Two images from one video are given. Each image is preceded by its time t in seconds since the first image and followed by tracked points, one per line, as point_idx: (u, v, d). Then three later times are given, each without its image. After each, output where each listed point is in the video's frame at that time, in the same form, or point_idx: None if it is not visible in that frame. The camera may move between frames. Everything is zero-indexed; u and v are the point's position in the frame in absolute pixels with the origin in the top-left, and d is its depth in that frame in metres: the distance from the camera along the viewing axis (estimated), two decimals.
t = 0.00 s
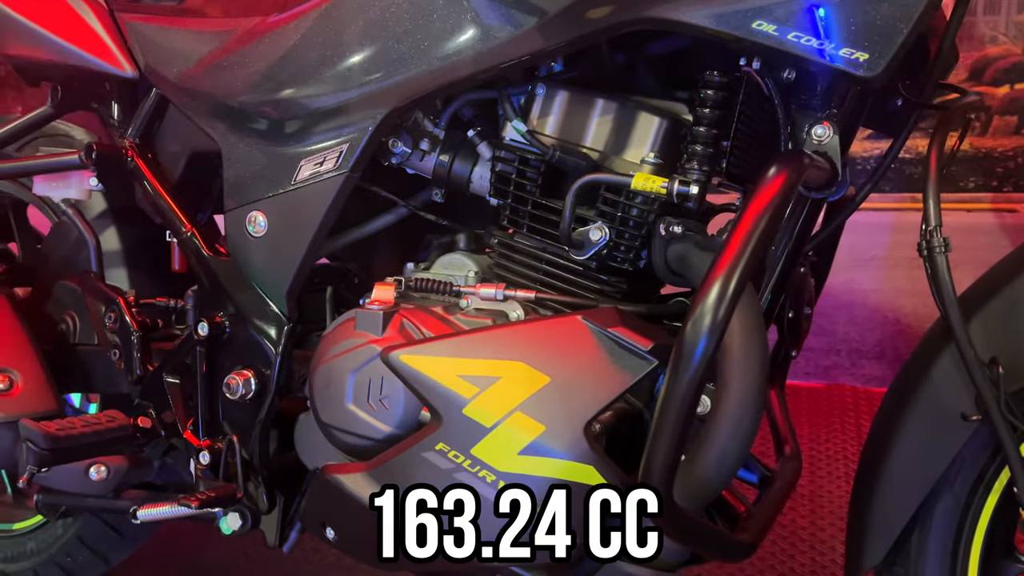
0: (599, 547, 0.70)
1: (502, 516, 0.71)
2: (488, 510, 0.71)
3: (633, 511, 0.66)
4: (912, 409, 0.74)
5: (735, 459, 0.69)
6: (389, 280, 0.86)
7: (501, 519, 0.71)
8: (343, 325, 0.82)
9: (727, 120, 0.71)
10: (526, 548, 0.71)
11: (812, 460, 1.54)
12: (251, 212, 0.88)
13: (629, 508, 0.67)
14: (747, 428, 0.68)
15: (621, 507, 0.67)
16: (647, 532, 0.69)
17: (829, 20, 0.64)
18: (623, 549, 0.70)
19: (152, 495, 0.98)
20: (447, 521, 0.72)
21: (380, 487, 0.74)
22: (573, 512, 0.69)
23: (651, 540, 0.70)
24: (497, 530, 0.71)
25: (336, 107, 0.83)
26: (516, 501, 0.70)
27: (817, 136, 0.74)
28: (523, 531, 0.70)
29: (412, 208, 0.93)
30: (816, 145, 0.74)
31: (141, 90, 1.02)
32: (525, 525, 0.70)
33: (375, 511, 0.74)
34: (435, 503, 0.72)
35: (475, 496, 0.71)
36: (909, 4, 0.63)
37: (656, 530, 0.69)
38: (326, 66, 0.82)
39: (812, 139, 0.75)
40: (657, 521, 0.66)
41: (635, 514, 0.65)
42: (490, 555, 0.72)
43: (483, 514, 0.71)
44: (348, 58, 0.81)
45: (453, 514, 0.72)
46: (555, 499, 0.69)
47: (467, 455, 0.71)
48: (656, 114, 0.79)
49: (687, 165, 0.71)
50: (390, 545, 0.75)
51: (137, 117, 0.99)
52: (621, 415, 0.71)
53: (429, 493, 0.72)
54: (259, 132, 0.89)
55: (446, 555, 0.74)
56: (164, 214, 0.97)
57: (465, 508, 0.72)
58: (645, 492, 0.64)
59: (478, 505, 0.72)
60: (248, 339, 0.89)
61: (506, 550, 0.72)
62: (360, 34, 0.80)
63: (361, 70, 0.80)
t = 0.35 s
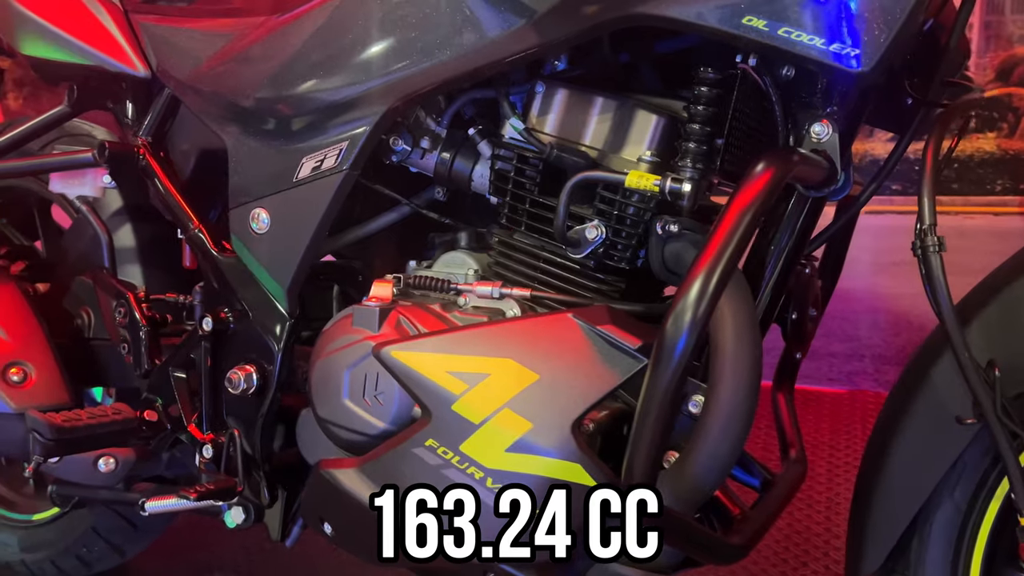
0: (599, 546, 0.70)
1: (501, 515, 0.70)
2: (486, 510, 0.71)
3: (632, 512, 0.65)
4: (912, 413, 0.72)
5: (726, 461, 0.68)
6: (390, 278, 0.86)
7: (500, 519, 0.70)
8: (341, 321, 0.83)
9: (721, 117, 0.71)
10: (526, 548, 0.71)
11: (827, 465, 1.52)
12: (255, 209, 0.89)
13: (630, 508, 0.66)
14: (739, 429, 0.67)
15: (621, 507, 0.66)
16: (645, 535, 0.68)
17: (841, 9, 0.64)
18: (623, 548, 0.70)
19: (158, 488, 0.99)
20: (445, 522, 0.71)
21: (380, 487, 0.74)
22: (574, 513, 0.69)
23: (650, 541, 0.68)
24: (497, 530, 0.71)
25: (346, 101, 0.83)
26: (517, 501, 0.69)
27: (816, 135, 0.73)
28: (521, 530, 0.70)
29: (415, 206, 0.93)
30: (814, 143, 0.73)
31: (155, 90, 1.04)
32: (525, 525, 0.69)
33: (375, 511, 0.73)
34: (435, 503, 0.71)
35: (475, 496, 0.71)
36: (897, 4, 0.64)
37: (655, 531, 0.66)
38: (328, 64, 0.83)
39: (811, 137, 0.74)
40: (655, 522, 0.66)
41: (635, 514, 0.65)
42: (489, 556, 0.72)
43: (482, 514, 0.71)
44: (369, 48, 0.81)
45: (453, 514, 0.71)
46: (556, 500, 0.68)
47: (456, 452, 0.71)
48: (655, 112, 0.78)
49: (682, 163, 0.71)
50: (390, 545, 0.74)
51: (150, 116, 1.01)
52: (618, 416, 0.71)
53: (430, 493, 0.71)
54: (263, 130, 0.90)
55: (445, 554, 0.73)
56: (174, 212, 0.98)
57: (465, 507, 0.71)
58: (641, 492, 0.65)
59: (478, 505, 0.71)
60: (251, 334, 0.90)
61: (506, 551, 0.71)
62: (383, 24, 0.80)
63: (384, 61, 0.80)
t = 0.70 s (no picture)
0: (599, 546, 0.70)
1: (501, 515, 0.70)
2: (485, 510, 0.70)
3: (633, 513, 0.65)
4: (910, 415, 0.71)
5: (714, 463, 0.66)
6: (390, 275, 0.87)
7: (500, 519, 0.70)
8: (338, 317, 0.83)
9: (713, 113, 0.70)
10: (526, 549, 0.70)
11: (842, 471, 1.50)
12: (257, 205, 0.90)
13: (630, 508, 0.65)
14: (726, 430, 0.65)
15: (621, 508, 0.66)
16: (646, 534, 0.67)
17: (839, 4, 0.64)
18: (623, 548, 0.69)
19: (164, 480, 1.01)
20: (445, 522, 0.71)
21: (380, 487, 0.74)
22: (573, 512, 0.68)
23: (651, 540, 0.68)
24: (496, 529, 0.70)
25: (344, 98, 0.83)
26: (516, 501, 0.69)
27: (813, 132, 0.72)
28: (519, 531, 0.69)
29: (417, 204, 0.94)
30: (811, 141, 0.73)
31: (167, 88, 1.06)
32: (526, 525, 0.69)
33: (375, 511, 0.73)
34: (435, 503, 0.71)
35: (475, 496, 0.70)
36: None
37: (656, 531, 0.67)
38: (325, 60, 0.84)
39: (809, 134, 0.73)
40: (654, 522, 0.66)
41: (636, 515, 0.65)
42: (489, 556, 0.71)
43: (482, 515, 0.70)
44: (388, 36, 0.80)
45: (453, 514, 0.71)
46: (555, 500, 0.68)
47: (443, 447, 0.71)
48: (653, 109, 0.77)
49: (675, 160, 0.70)
50: (390, 546, 0.74)
51: (161, 114, 1.03)
52: (609, 415, 0.70)
53: (430, 494, 0.71)
54: (267, 126, 0.91)
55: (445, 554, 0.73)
56: (183, 208, 1.00)
57: (465, 507, 0.71)
58: (643, 493, 0.65)
59: (478, 505, 0.71)
60: (253, 329, 0.91)
61: (506, 551, 0.71)
62: (403, 11, 0.79)
63: (405, 49, 0.79)
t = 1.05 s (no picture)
0: (599, 546, 0.67)
1: (501, 516, 0.68)
2: (486, 510, 0.68)
3: (633, 512, 0.63)
4: (927, 426, 0.68)
5: (721, 472, 0.62)
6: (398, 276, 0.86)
7: (499, 519, 0.68)
8: (342, 318, 0.82)
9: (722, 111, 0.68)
10: (526, 548, 0.68)
11: (870, 484, 1.46)
12: (266, 204, 0.89)
13: (630, 508, 0.64)
14: (732, 437, 0.62)
15: (621, 507, 0.64)
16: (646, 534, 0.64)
17: None
18: (623, 548, 0.66)
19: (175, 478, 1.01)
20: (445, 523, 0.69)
21: (380, 487, 0.72)
22: (574, 512, 0.66)
23: (651, 540, 0.65)
24: (497, 529, 0.68)
25: (348, 96, 0.82)
26: (516, 501, 0.67)
27: (829, 131, 0.70)
28: (519, 531, 0.67)
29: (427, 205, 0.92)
30: (826, 140, 0.70)
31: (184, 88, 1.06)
32: (525, 525, 0.67)
33: (375, 511, 0.72)
34: (435, 503, 0.69)
35: (476, 496, 0.68)
36: None
37: (655, 531, 0.64)
38: (330, 57, 0.82)
39: (825, 133, 0.70)
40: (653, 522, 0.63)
41: (635, 514, 0.63)
42: (489, 558, 0.69)
43: (483, 516, 0.68)
44: (419, 29, 0.77)
45: (453, 513, 0.69)
46: (555, 499, 0.66)
47: (441, 452, 0.69)
48: (665, 108, 0.75)
49: (683, 159, 0.68)
50: (390, 545, 0.72)
51: (180, 114, 1.03)
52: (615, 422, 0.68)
53: (430, 493, 0.69)
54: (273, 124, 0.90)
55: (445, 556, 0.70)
56: (196, 208, 0.99)
57: (465, 508, 0.69)
58: (643, 492, 0.63)
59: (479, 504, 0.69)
60: (263, 329, 0.91)
61: (506, 551, 0.69)
62: (434, 3, 0.76)
63: (437, 41, 0.76)
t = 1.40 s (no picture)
0: (599, 546, 0.63)
1: (501, 516, 0.64)
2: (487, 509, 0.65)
3: (633, 513, 0.59)
4: (932, 425, 0.64)
5: (710, 471, 0.58)
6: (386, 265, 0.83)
7: (499, 519, 0.65)
8: (325, 307, 0.80)
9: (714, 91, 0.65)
10: (526, 548, 0.64)
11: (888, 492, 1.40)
12: (254, 189, 0.87)
13: (630, 508, 0.60)
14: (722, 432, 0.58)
15: (621, 507, 0.60)
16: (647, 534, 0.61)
17: None
18: (623, 548, 0.62)
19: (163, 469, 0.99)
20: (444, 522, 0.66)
21: (379, 486, 0.69)
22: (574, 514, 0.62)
23: (651, 540, 0.61)
24: (497, 529, 0.65)
25: (333, 76, 0.80)
26: (516, 501, 0.63)
27: (829, 112, 0.66)
28: (521, 531, 0.64)
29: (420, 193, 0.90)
30: (827, 122, 0.66)
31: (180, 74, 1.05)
32: (525, 525, 0.64)
33: (375, 511, 0.69)
34: (435, 503, 0.66)
35: (477, 495, 0.65)
36: None
37: (655, 530, 0.61)
38: (317, 37, 0.80)
39: (826, 114, 0.67)
40: (655, 522, 0.60)
41: (635, 515, 0.59)
42: (489, 558, 0.65)
43: (484, 515, 0.65)
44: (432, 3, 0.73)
45: (453, 514, 0.65)
46: (555, 499, 0.62)
47: (416, 444, 0.67)
48: (661, 90, 0.72)
49: (674, 140, 0.65)
50: (390, 545, 0.69)
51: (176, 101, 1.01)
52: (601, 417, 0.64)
53: (430, 493, 0.66)
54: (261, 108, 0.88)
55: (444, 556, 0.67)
56: (189, 194, 0.98)
57: (466, 507, 0.65)
58: (643, 492, 0.59)
59: (480, 502, 0.65)
60: (251, 317, 0.89)
61: (506, 551, 0.65)
62: None
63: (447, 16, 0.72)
